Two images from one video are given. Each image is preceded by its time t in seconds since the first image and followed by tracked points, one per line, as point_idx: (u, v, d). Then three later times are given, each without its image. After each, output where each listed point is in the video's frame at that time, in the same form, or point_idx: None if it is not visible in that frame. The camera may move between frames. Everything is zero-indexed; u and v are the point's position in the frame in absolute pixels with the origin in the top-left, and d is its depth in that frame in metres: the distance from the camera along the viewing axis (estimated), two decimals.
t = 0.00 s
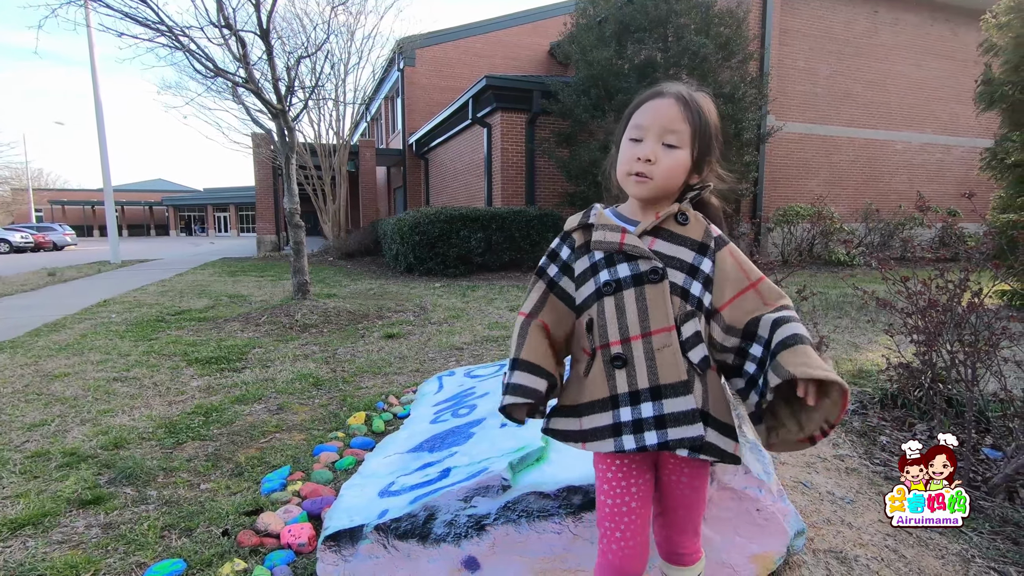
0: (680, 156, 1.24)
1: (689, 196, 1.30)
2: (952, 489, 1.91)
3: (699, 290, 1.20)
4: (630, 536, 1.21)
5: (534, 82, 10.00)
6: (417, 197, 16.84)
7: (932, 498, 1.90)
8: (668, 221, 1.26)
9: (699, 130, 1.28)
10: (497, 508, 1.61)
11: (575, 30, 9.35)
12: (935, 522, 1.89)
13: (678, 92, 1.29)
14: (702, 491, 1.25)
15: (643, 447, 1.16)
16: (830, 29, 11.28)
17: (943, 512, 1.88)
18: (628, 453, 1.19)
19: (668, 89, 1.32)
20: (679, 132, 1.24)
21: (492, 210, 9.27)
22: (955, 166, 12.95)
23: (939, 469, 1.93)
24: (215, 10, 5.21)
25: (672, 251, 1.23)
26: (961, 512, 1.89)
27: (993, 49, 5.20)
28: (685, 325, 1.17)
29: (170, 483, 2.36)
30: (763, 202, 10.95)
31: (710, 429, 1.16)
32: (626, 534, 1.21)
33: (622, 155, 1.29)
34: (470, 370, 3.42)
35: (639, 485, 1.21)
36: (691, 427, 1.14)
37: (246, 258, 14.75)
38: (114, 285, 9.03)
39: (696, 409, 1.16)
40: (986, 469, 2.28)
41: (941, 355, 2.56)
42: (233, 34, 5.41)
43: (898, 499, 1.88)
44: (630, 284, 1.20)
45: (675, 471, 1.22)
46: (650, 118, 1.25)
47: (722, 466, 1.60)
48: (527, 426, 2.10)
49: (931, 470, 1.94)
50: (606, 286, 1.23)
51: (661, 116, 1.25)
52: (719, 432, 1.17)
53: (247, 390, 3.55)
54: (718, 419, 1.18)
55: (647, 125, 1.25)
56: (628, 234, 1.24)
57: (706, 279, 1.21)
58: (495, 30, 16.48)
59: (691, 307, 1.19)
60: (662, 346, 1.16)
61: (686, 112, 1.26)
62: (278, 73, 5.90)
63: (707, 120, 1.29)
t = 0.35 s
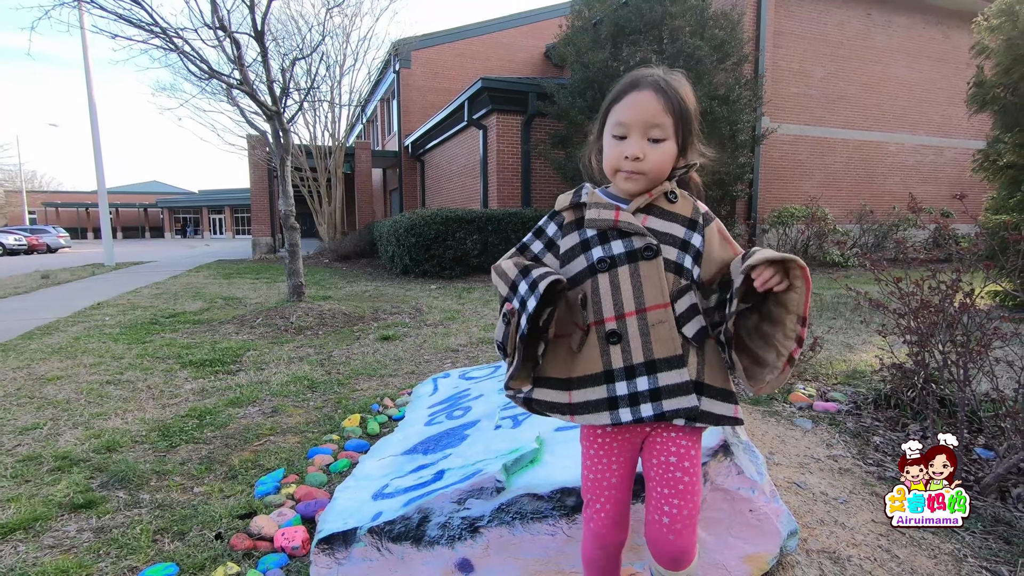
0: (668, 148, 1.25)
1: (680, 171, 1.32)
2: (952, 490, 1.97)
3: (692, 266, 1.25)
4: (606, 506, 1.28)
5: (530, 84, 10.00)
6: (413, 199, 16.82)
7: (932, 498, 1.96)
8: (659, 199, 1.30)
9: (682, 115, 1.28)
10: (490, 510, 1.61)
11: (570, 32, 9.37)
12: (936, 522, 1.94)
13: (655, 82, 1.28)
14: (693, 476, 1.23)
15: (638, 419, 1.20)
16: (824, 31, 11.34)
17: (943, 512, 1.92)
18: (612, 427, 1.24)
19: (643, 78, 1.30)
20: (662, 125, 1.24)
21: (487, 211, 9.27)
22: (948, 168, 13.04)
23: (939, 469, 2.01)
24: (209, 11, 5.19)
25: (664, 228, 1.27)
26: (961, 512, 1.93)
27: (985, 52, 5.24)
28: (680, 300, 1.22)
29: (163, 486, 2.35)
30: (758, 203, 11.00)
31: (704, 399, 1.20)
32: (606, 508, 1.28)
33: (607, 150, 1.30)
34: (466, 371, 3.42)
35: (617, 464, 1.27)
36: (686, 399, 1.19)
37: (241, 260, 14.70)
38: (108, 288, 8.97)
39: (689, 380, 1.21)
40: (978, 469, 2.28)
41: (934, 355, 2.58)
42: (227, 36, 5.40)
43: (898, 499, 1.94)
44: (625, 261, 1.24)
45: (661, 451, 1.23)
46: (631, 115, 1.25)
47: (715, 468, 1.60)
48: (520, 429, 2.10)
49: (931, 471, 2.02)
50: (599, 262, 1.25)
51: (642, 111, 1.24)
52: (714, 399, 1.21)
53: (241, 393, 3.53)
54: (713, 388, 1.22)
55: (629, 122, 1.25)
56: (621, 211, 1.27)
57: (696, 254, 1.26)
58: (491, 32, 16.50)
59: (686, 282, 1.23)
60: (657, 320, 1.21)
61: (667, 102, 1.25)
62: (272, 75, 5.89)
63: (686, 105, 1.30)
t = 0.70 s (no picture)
0: (668, 132, 1.26)
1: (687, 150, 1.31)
2: (952, 489, 1.96)
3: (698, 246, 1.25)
4: (611, 491, 1.30)
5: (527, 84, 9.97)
6: (410, 200, 16.81)
7: (932, 498, 1.96)
8: (665, 179, 1.29)
9: (681, 96, 1.27)
10: (487, 510, 1.61)
11: (567, 32, 9.38)
12: (935, 522, 1.94)
13: (648, 65, 1.27)
14: (703, 464, 1.26)
15: (645, 405, 1.22)
16: (820, 32, 11.38)
17: (943, 512, 1.93)
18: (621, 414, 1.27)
19: (636, 61, 1.29)
20: (660, 111, 1.24)
21: (484, 212, 9.27)
22: (943, 169, 13.10)
23: (939, 470, 1.96)
24: (206, 11, 5.18)
25: (670, 208, 1.27)
26: (961, 512, 1.93)
27: (980, 53, 5.27)
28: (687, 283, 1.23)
29: (158, 487, 2.34)
30: (755, 204, 11.03)
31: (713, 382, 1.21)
32: (608, 490, 1.31)
33: (610, 140, 1.32)
34: (463, 371, 3.42)
35: (621, 450, 1.30)
36: (694, 383, 1.20)
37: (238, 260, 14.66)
38: (103, 288, 8.94)
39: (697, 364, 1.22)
40: (973, 467, 2.30)
41: (930, 354, 2.59)
42: (223, 35, 5.39)
43: (898, 499, 1.94)
44: (629, 243, 1.26)
45: (669, 443, 1.26)
46: (627, 106, 1.26)
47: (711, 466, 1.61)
48: (517, 429, 2.10)
49: (932, 471, 1.98)
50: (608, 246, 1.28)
51: (636, 100, 1.24)
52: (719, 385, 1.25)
53: (237, 393, 3.53)
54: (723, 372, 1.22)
55: (625, 113, 1.26)
56: (623, 195, 1.28)
57: (703, 235, 1.26)
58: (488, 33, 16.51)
59: (692, 263, 1.24)
60: (663, 303, 1.23)
61: (662, 85, 1.25)
62: (269, 75, 5.88)
63: (684, 81, 1.29)
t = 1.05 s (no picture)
0: (677, 129, 1.27)
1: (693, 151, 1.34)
2: (952, 489, 1.97)
3: (702, 246, 1.28)
4: (616, 484, 1.31)
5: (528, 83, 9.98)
6: (410, 199, 16.80)
7: (932, 497, 1.97)
8: (671, 179, 1.31)
9: (689, 93, 1.28)
10: (487, 509, 1.61)
11: (568, 32, 9.38)
12: (936, 522, 1.95)
13: (658, 61, 1.28)
14: (699, 449, 1.29)
15: (643, 403, 1.22)
16: (820, 33, 11.38)
17: (943, 512, 1.93)
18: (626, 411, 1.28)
19: (645, 57, 1.30)
20: (669, 107, 1.26)
21: (484, 211, 9.26)
22: (943, 170, 13.12)
23: (939, 470, 1.96)
24: (206, 9, 5.17)
25: (675, 209, 1.28)
26: (961, 512, 1.93)
27: (981, 55, 5.27)
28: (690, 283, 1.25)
29: (158, 485, 2.34)
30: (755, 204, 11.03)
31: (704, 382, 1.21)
32: (613, 484, 1.32)
33: (617, 135, 1.32)
34: (462, 370, 3.42)
35: (627, 447, 1.30)
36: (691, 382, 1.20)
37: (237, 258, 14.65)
38: (102, 286, 8.93)
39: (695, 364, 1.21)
40: (973, 468, 2.31)
41: (929, 355, 2.59)
42: (224, 33, 5.38)
43: (899, 499, 1.94)
44: (634, 243, 1.26)
45: (669, 432, 1.28)
46: (636, 101, 1.26)
47: (711, 467, 1.61)
48: (516, 428, 2.10)
49: (932, 471, 1.98)
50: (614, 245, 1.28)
51: (646, 96, 1.25)
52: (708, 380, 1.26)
53: (237, 392, 3.52)
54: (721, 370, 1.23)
55: (634, 108, 1.27)
56: (629, 193, 1.28)
57: (707, 235, 1.29)
58: (488, 32, 16.50)
59: (697, 263, 1.27)
60: (666, 302, 1.23)
61: (672, 82, 1.26)
62: (269, 74, 5.88)
63: (692, 79, 1.30)
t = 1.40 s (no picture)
0: (677, 112, 1.29)
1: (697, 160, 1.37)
2: (952, 489, 1.96)
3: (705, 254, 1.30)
4: (612, 485, 1.31)
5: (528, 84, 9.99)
6: (410, 198, 16.81)
7: (932, 498, 1.96)
8: (676, 186, 1.34)
9: (679, 88, 1.34)
10: (483, 509, 1.62)
11: (569, 32, 9.38)
12: (936, 522, 1.95)
13: (642, 60, 1.34)
14: (691, 451, 1.30)
15: (647, 406, 1.23)
16: (821, 36, 11.39)
17: (943, 512, 1.94)
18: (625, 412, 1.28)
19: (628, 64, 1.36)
20: (665, 93, 1.29)
21: (484, 211, 9.27)
22: (943, 173, 13.13)
23: (939, 470, 1.95)
24: (207, 7, 5.17)
25: (681, 215, 1.31)
26: (961, 512, 1.94)
27: (981, 58, 5.28)
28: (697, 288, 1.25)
29: (156, 483, 2.34)
30: (754, 206, 11.04)
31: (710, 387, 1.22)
32: (609, 484, 1.32)
33: (619, 135, 1.33)
34: (460, 370, 3.42)
35: (622, 447, 1.32)
36: (695, 388, 1.21)
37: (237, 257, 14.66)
38: (102, 284, 8.93)
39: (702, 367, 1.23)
40: (968, 471, 2.31)
41: (926, 358, 2.60)
42: (225, 32, 5.39)
43: (898, 499, 1.94)
44: (641, 247, 1.27)
45: (663, 433, 1.29)
46: (633, 93, 1.29)
47: (707, 468, 1.62)
48: (514, 428, 2.11)
49: (932, 471, 1.97)
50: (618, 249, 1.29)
51: (641, 87, 1.29)
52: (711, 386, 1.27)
53: (235, 390, 3.53)
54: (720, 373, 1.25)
55: (632, 100, 1.29)
56: (638, 198, 1.31)
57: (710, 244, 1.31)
58: (490, 32, 16.50)
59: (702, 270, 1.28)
60: (670, 309, 1.24)
61: (662, 74, 1.31)
62: (270, 72, 5.88)
63: (676, 75, 1.36)
